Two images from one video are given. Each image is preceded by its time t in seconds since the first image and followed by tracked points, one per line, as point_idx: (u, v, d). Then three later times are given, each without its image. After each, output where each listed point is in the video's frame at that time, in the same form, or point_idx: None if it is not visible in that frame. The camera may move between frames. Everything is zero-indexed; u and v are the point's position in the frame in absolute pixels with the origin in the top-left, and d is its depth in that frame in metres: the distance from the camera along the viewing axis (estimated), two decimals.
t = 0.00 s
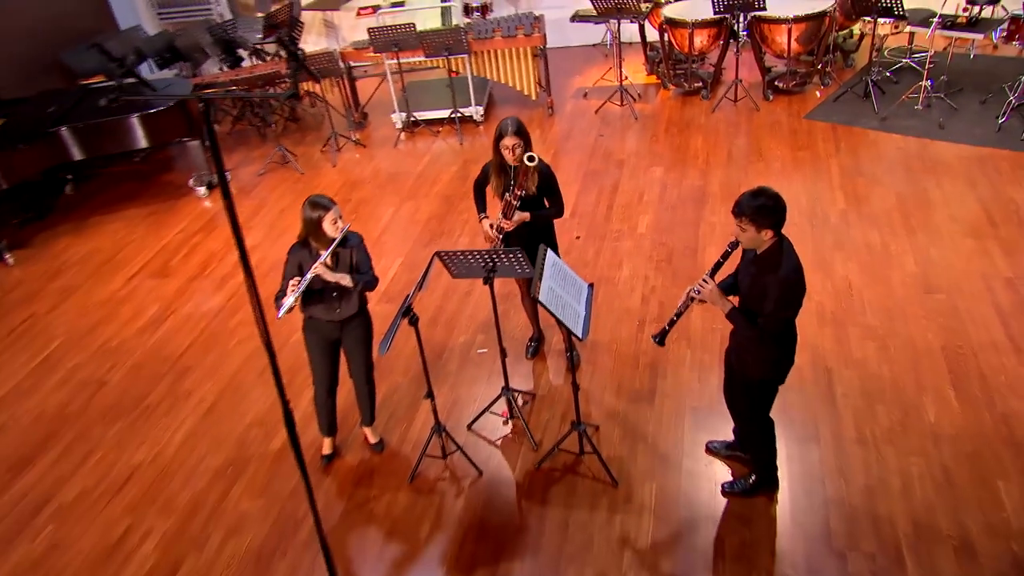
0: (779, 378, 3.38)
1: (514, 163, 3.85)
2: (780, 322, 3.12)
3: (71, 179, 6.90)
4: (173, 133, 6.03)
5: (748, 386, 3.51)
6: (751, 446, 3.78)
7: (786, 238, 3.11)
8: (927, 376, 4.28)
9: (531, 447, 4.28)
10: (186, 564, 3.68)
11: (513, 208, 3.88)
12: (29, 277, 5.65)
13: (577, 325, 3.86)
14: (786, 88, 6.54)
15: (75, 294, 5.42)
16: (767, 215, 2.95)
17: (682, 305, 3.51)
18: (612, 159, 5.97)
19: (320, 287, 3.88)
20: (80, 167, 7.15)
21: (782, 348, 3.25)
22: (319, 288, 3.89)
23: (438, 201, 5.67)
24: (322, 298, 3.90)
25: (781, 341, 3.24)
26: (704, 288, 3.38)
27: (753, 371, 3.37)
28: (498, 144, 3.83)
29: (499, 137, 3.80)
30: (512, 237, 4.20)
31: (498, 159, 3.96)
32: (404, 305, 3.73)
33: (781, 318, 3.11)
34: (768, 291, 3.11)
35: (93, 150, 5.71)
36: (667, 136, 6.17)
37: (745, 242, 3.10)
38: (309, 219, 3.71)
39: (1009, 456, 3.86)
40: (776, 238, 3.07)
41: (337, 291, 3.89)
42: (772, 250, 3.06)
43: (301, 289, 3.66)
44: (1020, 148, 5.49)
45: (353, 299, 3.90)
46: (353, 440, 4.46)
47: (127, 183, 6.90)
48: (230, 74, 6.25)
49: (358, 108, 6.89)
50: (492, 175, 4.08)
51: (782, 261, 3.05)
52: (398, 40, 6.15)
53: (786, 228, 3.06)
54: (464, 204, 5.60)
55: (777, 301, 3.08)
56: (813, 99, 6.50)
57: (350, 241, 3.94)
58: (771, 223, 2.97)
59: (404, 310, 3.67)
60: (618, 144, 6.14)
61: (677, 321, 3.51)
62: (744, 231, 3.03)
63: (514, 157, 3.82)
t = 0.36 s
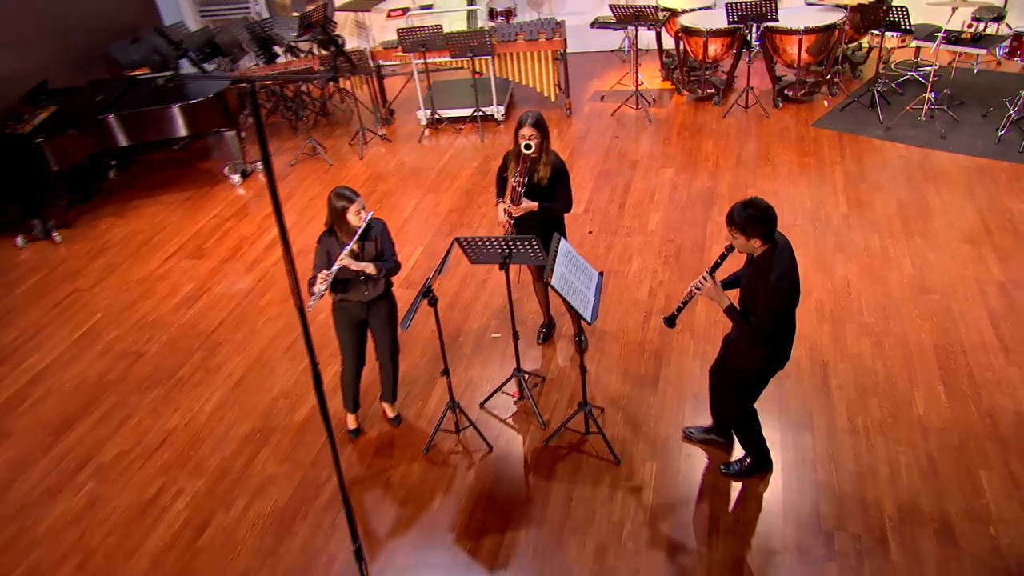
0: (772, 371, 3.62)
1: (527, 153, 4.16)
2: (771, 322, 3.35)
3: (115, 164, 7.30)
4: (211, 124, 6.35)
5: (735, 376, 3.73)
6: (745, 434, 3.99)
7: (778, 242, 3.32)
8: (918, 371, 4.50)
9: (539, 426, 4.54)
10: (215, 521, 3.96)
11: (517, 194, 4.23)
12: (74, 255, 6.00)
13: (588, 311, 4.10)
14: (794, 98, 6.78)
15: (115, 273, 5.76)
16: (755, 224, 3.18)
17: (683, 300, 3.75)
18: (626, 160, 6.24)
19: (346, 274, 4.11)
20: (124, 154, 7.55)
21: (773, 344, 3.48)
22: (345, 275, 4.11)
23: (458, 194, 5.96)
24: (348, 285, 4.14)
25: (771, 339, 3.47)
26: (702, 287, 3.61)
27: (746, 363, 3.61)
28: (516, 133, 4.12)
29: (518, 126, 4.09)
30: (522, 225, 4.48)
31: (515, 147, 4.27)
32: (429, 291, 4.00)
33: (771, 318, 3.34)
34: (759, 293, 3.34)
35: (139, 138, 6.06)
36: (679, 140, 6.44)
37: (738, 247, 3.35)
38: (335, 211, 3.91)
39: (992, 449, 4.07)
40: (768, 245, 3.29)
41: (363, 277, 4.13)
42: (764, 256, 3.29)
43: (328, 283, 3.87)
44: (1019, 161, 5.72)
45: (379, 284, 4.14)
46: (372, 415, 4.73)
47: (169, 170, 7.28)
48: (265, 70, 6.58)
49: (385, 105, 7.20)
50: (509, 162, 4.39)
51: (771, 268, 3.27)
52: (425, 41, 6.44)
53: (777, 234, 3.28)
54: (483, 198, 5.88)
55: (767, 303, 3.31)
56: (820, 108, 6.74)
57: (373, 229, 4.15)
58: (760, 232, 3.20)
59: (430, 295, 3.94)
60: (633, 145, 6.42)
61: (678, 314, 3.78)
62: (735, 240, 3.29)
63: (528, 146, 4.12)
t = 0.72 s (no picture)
0: (773, 366, 3.82)
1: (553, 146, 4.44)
2: (767, 314, 3.57)
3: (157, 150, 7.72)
4: (248, 114, 6.65)
5: (731, 365, 3.95)
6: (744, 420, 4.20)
7: (774, 240, 3.57)
8: (913, 367, 4.71)
9: (549, 407, 4.78)
10: (243, 483, 4.23)
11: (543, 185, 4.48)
12: (116, 235, 6.36)
13: (599, 294, 4.36)
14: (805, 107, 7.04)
15: (154, 252, 6.10)
16: (748, 220, 3.44)
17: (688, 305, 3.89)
18: (642, 161, 6.52)
19: (373, 251, 4.38)
20: (166, 141, 7.97)
21: (774, 340, 3.67)
22: (372, 252, 4.39)
23: (480, 188, 6.24)
24: (374, 262, 4.41)
25: (772, 334, 3.66)
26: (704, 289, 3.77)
27: (746, 357, 3.82)
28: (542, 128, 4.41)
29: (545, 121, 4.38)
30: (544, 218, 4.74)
31: (540, 141, 4.55)
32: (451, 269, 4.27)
33: (768, 312, 3.56)
34: (756, 288, 3.56)
35: (180, 126, 6.39)
36: (693, 144, 6.71)
37: (735, 245, 3.61)
38: (365, 190, 4.19)
39: (980, 443, 4.25)
40: (764, 241, 3.54)
41: (389, 254, 4.40)
42: (759, 251, 3.53)
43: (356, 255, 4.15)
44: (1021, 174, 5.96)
45: (402, 262, 4.42)
46: (392, 392, 5.01)
47: (207, 157, 7.67)
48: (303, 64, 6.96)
49: (412, 102, 7.51)
50: (533, 157, 4.66)
51: (766, 262, 3.50)
52: (454, 42, 6.72)
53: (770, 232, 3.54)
54: (504, 192, 6.16)
55: (762, 295, 3.53)
56: (830, 118, 7.00)
57: (399, 209, 4.42)
58: (754, 226, 3.45)
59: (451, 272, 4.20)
60: (649, 148, 6.70)
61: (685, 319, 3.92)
62: (732, 236, 3.56)
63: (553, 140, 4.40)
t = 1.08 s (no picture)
0: (771, 357, 4.03)
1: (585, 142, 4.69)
2: (765, 307, 3.80)
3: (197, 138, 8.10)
4: (283, 106, 6.97)
5: (732, 355, 4.18)
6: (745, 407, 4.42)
7: (776, 238, 3.80)
8: (910, 364, 4.92)
9: (560, 389, 5.04)
10: (270, 448, 4.49)
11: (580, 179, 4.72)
12: (157, 217, 6.71)
13: (611, 282, 4.60)
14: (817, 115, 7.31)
15: (192, 233, 6.43)
16: (753, 217, 3.68)
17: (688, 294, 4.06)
18: (658, 163, 6.78)
19: (398, 233, 4.64)
20: (205, 129, 8.36)
21: (772, 332, 3.89)
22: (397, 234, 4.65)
23: (501, 182, 6.51)
24: (399, 244, 4.67)
25: (769, 326, 3.88)
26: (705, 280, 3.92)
27: (745, 348, 4.04)
28: (572, 126, 4.67)
29: (573, 120, 4.64)
30: (567, 211, 5.00)
31: (569, 139, 4.80)
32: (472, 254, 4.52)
33: (766, 304, 3.78)
34: (756, 281, 3.78)
35: (219, 115, 6.72)
36: (707, 147, 6.96)
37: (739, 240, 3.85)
38: (393, 175, 4.45)
39: (971, 437, 4.44)
40: (766, 238, 3.78)
41: (412, 237, 4.67)
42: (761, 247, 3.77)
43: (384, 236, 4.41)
44: None
45: (423, 246, 4.69)
46: (412, 370, 5.28)
47: (243, 146, 8.02)
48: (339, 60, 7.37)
49: (439, 100, 7.82)
50: (561, 154, 4.91)
51: (767, 258, 3.73)
52: (481, 43, 6.99)
53: (772, 230, 3.77)
54: (525, 186, 6.43)
55: (761, 288, 3.76)
56: (841, 127, 7.25)
57: (423, 195, 4.68)
58: (757, 223, 3.69)
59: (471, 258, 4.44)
60: (665, 150, 6.96)
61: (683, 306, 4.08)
62: (737, 231, 3.80)
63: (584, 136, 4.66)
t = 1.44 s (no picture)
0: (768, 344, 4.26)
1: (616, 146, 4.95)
2: (765, 295, 4.02)
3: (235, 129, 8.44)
4: (316, 99, 7.27)
5: (731, 342, 4.41)
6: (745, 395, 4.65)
7: (781, 231, 4.01)
8: (907, 362, 5.13)
9: (571, 374, 5.29)
10: (295, 418, 4.75)
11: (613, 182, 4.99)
12: (194, 201, 7.05)
13: (623, 271, 4.84)
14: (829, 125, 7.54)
15: (226, 217, 6.75)
16: (762, 211, 3.87)
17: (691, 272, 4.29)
18: (673, 165, 7.04)
19: (419, 221, 4.89)
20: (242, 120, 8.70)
21: (772, 320, 4.12)
22: (417, 222, 4.90)
23: (521, 178, 6.79)
24: (419, 231, 4.93)
25: (768, 314, 4.12)
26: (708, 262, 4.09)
27: (745, 335, 4.27)
28: (603, 130, 4.91)
29: (605, 125, 4.88)
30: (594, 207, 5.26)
31: (600, 141, 5.05)
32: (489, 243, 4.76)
33: (767, 292, 4.01)
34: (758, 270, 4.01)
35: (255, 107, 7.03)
36: (721, 152, 7.22)
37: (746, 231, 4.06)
38: (418, 166, 4.70)
39: (963, 432, 4.64)
40: (771, 231, 3.99)
41: (431, 225, 4.92)
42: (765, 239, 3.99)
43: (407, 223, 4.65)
44: None
45: (439, 233, 4.95)
46: (431, 351, 5.55)
47: (276, 137, 8.34)
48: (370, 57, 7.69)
49: (464, 99, 8.12)
50: (592, 155, 5.16)
51: (771, 249, 3.95)
52: (507, 45, 7.28)
53: (779, 224, 3.97)
54: (543, 183, 6.70)
55: (762, 277, 3.98)
56: (852, 137, 7.48)
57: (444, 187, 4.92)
58: (766, 217, 3.89)
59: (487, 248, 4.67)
60: (680, 153, 7.21)
61: (687, 282, 4.31)
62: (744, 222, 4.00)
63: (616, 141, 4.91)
